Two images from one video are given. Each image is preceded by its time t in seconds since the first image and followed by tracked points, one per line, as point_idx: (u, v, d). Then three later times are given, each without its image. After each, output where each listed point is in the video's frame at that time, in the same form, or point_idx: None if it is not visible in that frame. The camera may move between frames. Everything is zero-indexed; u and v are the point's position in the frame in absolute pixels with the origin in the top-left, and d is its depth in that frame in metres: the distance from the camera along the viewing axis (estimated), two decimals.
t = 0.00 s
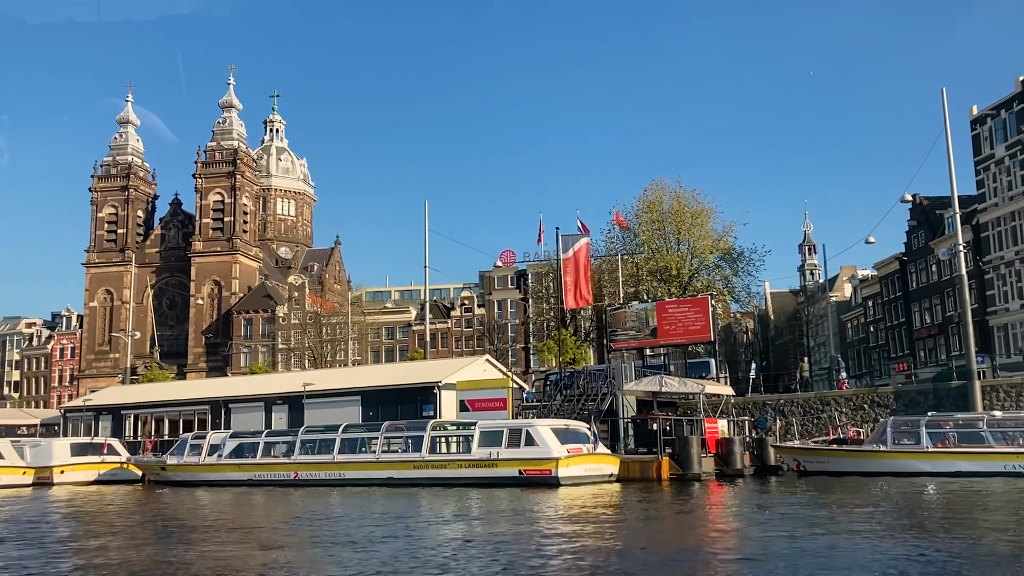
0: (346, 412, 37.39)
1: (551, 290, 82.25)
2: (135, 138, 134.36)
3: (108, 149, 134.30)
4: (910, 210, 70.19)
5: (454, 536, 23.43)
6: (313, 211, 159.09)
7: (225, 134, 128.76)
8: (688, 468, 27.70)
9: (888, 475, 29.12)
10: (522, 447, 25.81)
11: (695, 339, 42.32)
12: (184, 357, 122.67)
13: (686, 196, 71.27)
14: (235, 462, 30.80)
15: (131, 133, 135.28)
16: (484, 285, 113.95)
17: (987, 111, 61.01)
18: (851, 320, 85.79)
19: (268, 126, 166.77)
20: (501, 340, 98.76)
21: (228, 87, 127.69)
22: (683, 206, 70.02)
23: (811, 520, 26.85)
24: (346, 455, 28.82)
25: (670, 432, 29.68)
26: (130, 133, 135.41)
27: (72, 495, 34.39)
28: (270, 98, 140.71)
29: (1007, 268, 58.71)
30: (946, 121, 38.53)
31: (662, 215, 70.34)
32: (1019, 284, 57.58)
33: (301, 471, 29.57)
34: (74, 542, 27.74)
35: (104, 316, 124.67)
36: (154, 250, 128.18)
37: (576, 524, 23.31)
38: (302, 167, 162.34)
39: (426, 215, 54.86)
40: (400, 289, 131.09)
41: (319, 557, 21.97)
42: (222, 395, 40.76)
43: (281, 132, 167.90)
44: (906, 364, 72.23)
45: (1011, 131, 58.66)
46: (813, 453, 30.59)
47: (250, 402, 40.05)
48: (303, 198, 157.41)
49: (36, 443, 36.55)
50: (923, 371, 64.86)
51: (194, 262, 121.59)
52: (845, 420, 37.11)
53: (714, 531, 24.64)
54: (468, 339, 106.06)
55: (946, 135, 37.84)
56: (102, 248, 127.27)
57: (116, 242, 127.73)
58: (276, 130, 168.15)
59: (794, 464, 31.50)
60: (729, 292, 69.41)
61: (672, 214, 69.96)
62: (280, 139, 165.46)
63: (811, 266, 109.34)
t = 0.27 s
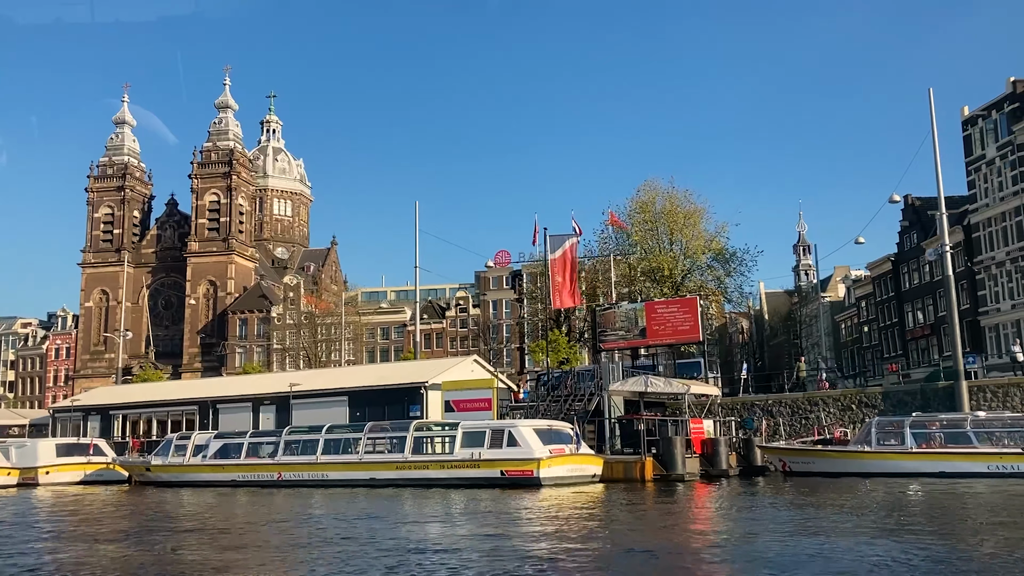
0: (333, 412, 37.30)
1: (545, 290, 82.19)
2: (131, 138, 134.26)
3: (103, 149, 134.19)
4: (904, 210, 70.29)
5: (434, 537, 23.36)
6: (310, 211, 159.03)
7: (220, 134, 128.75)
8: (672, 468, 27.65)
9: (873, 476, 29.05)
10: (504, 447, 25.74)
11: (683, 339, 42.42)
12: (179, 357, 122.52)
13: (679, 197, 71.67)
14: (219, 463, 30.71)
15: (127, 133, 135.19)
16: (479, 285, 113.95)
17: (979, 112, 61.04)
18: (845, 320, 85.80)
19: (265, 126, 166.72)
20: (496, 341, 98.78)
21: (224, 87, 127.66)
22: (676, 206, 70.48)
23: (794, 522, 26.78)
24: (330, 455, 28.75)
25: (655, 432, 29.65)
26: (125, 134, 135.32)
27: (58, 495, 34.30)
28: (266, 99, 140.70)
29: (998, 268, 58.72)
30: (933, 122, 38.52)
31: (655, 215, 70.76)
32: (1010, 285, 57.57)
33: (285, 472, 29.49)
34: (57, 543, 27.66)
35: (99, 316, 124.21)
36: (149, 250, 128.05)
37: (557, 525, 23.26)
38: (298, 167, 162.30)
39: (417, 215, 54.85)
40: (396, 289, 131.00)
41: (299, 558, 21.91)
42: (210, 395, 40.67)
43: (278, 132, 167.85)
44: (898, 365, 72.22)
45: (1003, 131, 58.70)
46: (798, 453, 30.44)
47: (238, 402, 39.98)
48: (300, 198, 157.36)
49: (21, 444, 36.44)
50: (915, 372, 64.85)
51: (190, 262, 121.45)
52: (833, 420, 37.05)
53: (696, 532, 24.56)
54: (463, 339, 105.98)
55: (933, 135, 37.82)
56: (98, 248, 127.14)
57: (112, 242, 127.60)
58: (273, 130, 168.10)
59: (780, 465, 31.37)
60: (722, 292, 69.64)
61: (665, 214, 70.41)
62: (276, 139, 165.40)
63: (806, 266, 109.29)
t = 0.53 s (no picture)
0: (319, 413, 37.27)
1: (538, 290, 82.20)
2: (125, 138, 134.04)
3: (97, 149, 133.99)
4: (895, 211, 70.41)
5: (414, 538, 23.31)
6: (304, 211, 158.87)
7: (214, 134, 128.67)
8: (654, 469, 27.65)
9: (857, 476, 29.02)
10: (485, 448, 25.70)
11: (671, 340, 42.43)
12: (173, 358, 122.29)
13: (671, 197, 71.72)
14: (203, 463, 30.64)
15: (120, 133, 134.98)
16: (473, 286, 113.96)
17: (970, 112, 61.13)
18: (838, 320, 85.80)
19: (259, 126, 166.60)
20: (489, 341, 98.70)
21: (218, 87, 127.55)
22: (668, 206, 70.56)
23: (775, 522, 26.77)
24: (312, 456, 28.67)
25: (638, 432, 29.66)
26: (119, 133, 135.13)
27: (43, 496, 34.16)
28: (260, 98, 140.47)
29: (989, 268, 58.75)
30: (921, 122, 38.50)
31: (647, 215, 70.93)
32: (1001, 285, 57.58)
33: (267, 472, 29.43)
34: (39, 544, 27.55)
35: (93, 316, 123.86)
36: (143, 250, 127.88)
37: (538, 526, 23.25)
38: (293, 167, 162.16)
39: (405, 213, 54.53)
40: (391, 289, 130.91)
41: (278, 559, 21.86)
42: (197, 395, 40.53)
43: (272, 132, 167.67)
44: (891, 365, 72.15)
45: (994, 131, 58.76)
46: (782, 453, 30.32)
47: (225, 402, 39.91)
48: (294, 198, 157.18)
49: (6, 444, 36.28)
50: (908, 372, 64.86)
51: (183, 262, 121.52)
52: (821, 421, 36.94)
53: (677, 533, 24.52)
54: (457, 340, 105.89)
55: (920, 135, 37.81)
56: (91, 248, 126.89)
57: (105, 242, 127.38)
58: (267, 130, 167.97)
59: (764, 465, 31.25)
60: (714, 291, 69.64)
61: (657, 214, 70.51)
62: (271, 139, 165.21)
63: (800, 266, 109.29)
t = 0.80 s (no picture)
0: (307, 413, 37.31)
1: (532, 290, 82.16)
2: (121, 138, 134.06)
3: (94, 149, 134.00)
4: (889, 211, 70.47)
5: (396, 539, 23.32)
6: (301, 211, 158.88)
7: (210, 133, 128.80)
8: (638, 468, 27.69)
9: (841, 476, 29.02)
10: (468, 448, 25.73)
11: (661, 340, 42.49)
12: (169, 358, 122.25)
13: (665, 197, 71.75)
14: (188, 463, 30.68)
15: (117, 133, 135.00)
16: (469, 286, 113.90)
17: (962, 112, 61.17)
18: (833, 320, 85.83)
19: (256, 126, 166.66)
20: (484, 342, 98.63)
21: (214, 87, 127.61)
22: (662, 206, 70.57)
23: (758, 523, 26.79)
24: (297, 456, 28.71)
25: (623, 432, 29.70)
26: (115, 133, 135.16)
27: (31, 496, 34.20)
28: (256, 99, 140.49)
29: (982, 268, 58.76)
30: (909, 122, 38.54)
31: (641, 215, 70.91)
32: (993, 285, 57.59)
33: (253, 472, 29.47)
34: (24, 544, 27.60)
35: (89, 316, 123.71)
36: (139, 250, 127.83)
37: (519, 526, 23.28)
38: (289, 167, 162.18)
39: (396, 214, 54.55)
40: (387, 289, 130.89)
41: (259, 560, 21.90)
42: (186, 395, 40.56)
43: (269, 132, 167.69)
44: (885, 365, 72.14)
45: (987, 131, 58.80)
46: (766, 453, 30.34)
47: (214, 402, 39.94)
48: (291, 198, 157.17)
49: None
50: (901, 371, 64.85)
51: (179, 262, 121.55)
52: (809, 421, 36.94)
53: (660, 533, 24.51)
54: (452, 340, 105.82)
55: (908, 135, 37.87)
56: (88, 248, 126.84)
57: (102, 242, 127.37)
58: (264, 130, 168.05)
59: (750, 465, 31.26)
60: (708, 291, 69.72)
61: (651, 214, 70.52)
62: (268, 139, 165.20)
63: (796, 266, 109.25)
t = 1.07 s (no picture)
0: (296, 413, 37.28)
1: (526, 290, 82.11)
2: (117, 138, 134.10)
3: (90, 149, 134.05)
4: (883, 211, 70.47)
5: (380, 540, 23.30)
6: (298, 212, 158.79)
7: (206, 134, 128.91)
8: (622, 469, 27.67)
9: (827, 477, 28.95)
10: (451, 448, 25.72)
11: (651, 340, 42.40)
12: (165, 358, 122.17)
13: (659, 197, 71.69)
14: (174, 463, 30.67)
15: (113, 133, 135.05)
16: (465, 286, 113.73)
17: (955, 112, 61.17)
18: (828, 320, 85.71)
19: (253, 126, 166.63)
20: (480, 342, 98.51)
21: (210, 87, 127.68)
22: (656, 207, 70.51)
23: (742, 523, 26.76)
24: (281, 456, 28.69)
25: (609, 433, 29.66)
26: (112, 133, 135.21)
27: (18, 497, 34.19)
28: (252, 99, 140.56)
29: (974, 268, 58.70)
30: (898, 122, 38.50)
31: (635, 216, 70.87)
32: (986, 285, 57.50)
33: (238, 473, 29.44)
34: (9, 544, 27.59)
35: (85, 317, 123.61)
36: (136, 250, 127.80)
37: (500, 527, 23.27)
38: (286, 167, 162.11)
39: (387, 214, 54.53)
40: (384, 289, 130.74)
41: (239, 560, 21.91)
42: (175, 396, 40.51)
43: (266, 132, 167.63)
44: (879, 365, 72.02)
45: (979, 132, 58.77)
46: (752, 454, 30.29)
47: (204, 402, 39.89)
48: (289, 198, 157.08)
49: None
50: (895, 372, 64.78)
51: (175, 261, 121.55)
52: (798, 422, 36.85)
53: (644, 532, 24.49)
54: (448, 340, 105.66)
55: (897, 135, 37.81)
56: (84, 248, 126.80)
57: (98, 242, 127.33)
58: (261, 130, 168.04)
59: (736, 466, 31.22)
60: (701, 292, 69.63)
61: (645, 215, 70.47)
62: (265, 139, 165.15)
63: (793, 266, 109.11)
